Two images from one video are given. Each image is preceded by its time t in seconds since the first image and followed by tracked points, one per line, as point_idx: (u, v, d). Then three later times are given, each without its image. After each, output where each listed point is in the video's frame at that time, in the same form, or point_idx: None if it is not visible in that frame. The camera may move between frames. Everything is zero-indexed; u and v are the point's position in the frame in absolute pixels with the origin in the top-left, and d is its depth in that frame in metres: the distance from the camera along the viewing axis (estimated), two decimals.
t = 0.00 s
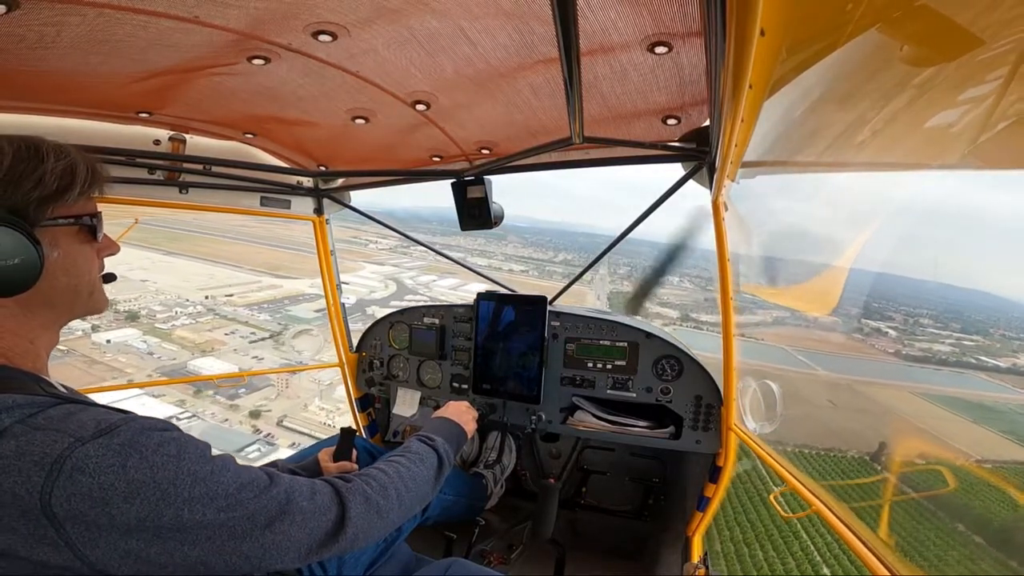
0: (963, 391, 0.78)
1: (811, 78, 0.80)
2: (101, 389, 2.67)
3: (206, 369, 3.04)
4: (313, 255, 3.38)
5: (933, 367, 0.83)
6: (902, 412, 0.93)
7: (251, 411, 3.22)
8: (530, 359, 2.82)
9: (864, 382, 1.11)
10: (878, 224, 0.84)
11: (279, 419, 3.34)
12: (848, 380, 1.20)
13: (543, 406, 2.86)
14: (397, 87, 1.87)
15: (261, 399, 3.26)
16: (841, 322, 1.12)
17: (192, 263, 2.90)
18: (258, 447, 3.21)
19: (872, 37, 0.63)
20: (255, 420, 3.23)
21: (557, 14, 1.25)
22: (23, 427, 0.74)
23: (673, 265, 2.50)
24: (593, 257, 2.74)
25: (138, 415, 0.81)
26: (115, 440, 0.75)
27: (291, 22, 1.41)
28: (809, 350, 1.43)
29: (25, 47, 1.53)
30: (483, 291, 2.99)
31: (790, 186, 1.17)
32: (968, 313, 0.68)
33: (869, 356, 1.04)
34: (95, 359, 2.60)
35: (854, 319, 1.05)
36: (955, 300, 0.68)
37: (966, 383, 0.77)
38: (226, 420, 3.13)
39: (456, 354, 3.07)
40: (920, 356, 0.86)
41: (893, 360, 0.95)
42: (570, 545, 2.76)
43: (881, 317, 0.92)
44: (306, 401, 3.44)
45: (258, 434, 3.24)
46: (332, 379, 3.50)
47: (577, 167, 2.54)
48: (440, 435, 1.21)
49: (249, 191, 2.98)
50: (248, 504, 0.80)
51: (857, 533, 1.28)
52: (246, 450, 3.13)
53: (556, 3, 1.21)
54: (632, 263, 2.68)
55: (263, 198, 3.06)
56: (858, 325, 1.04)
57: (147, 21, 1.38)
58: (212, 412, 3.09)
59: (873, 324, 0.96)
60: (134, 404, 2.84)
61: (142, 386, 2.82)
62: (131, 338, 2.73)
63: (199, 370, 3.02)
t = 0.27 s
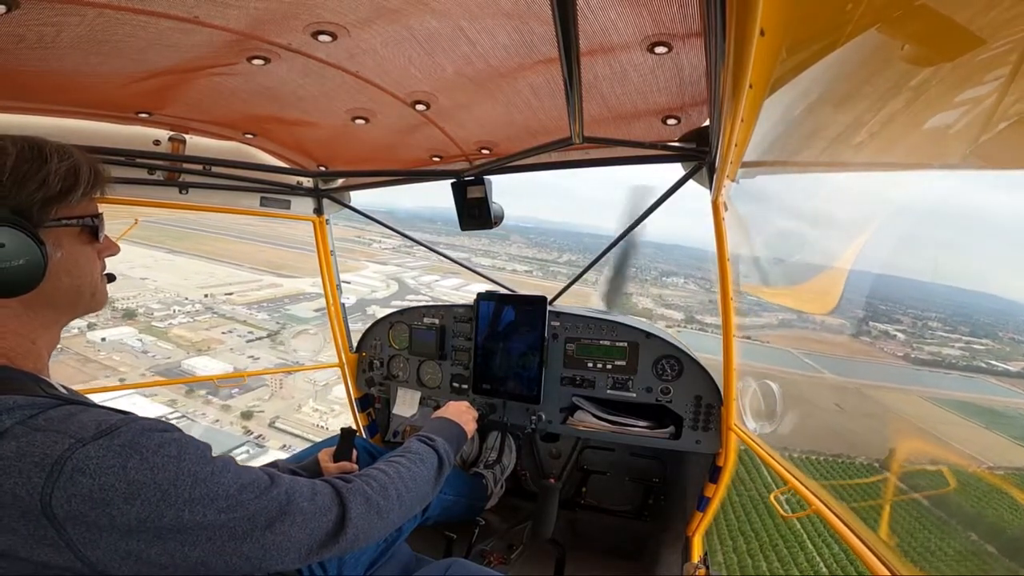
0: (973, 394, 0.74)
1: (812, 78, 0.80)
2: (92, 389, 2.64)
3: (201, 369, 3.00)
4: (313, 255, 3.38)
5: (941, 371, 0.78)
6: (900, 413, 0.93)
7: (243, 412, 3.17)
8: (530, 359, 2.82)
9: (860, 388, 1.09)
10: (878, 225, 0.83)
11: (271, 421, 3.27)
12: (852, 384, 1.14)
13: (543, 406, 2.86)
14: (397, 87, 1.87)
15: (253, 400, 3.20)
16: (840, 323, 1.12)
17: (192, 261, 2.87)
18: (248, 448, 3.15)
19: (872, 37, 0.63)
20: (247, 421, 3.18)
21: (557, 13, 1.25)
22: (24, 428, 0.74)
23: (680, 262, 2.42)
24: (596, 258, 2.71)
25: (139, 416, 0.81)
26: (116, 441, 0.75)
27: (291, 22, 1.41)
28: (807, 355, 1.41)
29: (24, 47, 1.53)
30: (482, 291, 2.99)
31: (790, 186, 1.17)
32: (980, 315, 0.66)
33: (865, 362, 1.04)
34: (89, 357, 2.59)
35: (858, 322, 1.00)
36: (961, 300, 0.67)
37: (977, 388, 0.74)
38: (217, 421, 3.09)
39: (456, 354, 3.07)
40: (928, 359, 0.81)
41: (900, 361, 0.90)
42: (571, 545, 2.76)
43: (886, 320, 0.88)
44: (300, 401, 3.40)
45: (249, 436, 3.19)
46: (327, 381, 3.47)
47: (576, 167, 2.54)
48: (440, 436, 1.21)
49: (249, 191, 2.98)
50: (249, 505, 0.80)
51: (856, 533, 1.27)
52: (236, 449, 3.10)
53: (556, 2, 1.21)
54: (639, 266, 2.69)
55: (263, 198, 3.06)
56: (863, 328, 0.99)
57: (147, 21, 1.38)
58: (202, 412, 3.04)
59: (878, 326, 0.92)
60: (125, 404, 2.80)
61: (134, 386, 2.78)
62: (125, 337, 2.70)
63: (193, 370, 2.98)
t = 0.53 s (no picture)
0: (982, 399, 0.72)
1: (812, 77, 0.80)
2: (85, 390, 2.65)
3: (195, 370, 3.01)
4: (313, 255, 3.38)
5: (952, 375, 0.76)
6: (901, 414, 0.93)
7: (235, 415, 3.17)
8: (530, 359, 2.82)
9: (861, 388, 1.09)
10: (877, 226, 0.83)
11: (263, 424, 3.28)
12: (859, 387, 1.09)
13: (543, 406, 2.86)
14: (397, 87, 1.87)
15: (247, 402, 3.22)
16: (839, 323, 1.12)
17: (192, 262, 2.89)
18: (240, 451, 3.14)
19: (872, 37, 0.63)
20: (239, 424, 3.18)
21: (557, 13, 1.25)
22: (26, 429, 0.74)
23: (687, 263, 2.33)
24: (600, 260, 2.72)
25: (140, 417, 0.81)
26: (117, 442, 0.75)
27: (292, 22, 1.41)
28: (807, 355, 1.41)
29: (25, 47, 1.53)
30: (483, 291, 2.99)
31: (790, 186, 1.16)
32: (991, 318, 0.64)
33: (866, 362, 1.03)
34: (82, 358, 2.57)
35: (867, 322, 0.97)
36: (963, 299, 0.66)
37: (985, 392, 0.72)
38: (209, 423, 3.09)
39: (456, 354, 3.07)
40: (938, 362, 0.79)
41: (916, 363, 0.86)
42: (571, 545, 2.76)
43: (895, 322, 0.86)
44: (293, 404, 3.40)
45: (240, 439, 3.19)
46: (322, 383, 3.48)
47: (576, 167, 2.54)
48: (440, 436, 1.21)
49: (249, 191, 2.98)
50: (250, 506, 0.80)
51: (857, 534, 1.27)
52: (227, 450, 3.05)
53: (556, 2, 1.21)
54: (643, 266, 2.58)
55: (263, 198, 3.06)
56: (874, 330, 0.95)
57: (147, 21, 1.38)
58: (193, 414, 3.03)
59: (888, 328, 0.89)
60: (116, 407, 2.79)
61: (126, 388, 2.78)
62: (121, 338, 2.70)
63: (187, 371, 2.98)
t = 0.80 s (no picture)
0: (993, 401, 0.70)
1: (812, 77, 0.80)
2: (79, 391, 2.63)
3: (189, 372, 2.99)
4: (313, 255, 3.38)
5: (960, 377, 0.78)
6: (903, 414, 0.92)
7: (226, 418, 3.13)
8: (530, 359, 2.82)
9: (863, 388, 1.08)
10: (877, 227, 0.83)
11: (255, 427, 3.22)
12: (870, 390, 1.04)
13: (543, 406, 2.86)
14: (397, 87, 1.87)
15: (240, 405, 3.18)
16: (839, 323, 1.12)
17: (194, 262, 2.89)
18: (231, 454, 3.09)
19: (872, 37, 0.63)
20: (232, 426, 3.14)
21: (557, 13, 1.25)
22: (27, 429, 0.74)
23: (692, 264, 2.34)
24: (603, 262, 2.73)
25: (140, 417, 0.81)
26: (118, 442, 0.75)
27: (291, 22, 1.41)
28: (806, 355, 1.41)
29: (24, 47, 1.53)
30: (483, 292, 2.99)
31: (790, 187, 1.16)
32: (995, 316, 0.66)
33: (868, 363, 1.03)
34: (76, 358, 2.58)
35: (874, 324, 0.93)
36: (965, 299, 0.67)
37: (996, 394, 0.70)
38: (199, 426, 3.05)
39: (456, 354, 3.07)
40: (948, 365, 0.79)
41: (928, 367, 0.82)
42: (572, 545, 2.76)
43: (904, 325, 0.83)
44: (287, 407, 3.36)
45: (232, 442, 3.14)
46: (316, 386, 3.46)
47: (576, 167, 2.54)
48: (440, 437, 1.21)
49: (249, 191, 2.98)
50: (250, 506, 0.80)
51: (857, 534, 1.27)
52: (219, 449, 2.97)
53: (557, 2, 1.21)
54: (646, 266, 2.59)
55: (263, 198, 3.06)
56: (883, 332, 0.91)
57: (147, 21, 1.38)
58: (184, 417, 2.99)
59: (898, 330, 0.86)
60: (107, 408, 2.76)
61: (117, 390, 2.74)
62: (116, 339, 2.69)
63: (181, 372, 2.96)
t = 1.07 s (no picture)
0: (1000, 402, 0.68)
1: (811, 77, 0.80)
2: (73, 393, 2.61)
3: (183, 374, 2.95)
4: (314, 256, 3.39)
5: (973, 380, 0.72)
6: (901, 412, 0.92)
7: (219, 421, 3.07)
8: (530, 359, 2.82)
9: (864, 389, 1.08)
10: (876, 227, 0.84)
11: (248, 431, 3.15)
12: (882, 393, 1.00)
13: (543, 406, 2.86)
14: (397, 87, 1.87)
15: (233, 408, 3.12)
16: (839, 323, 1.12)
17: (195, 264, 2.89)
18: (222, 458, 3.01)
19: (870, 37, 0.63)
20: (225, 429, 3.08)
21: (556, 13, 1.25)
22: (30, 431, 0.74)
23: (694, 267, 2.35)
24: (609, 262, 2.74)
25: (144, 420, 0.81)
26: (122, 445, 0.75)
27: (291, 23, 1.41)
28: (807, 355, 1.41)
29: (24, 47, 1.53)
30: (483, 292, 2.99)
31: (790, 187, 1.17)
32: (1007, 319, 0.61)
33: (870, 363, 1.02)
34: (71, 359, 2.56)
35: (887, 327, 0.90)
36: (970, 300, 0.63)
37: (1010, 398, 0.67)
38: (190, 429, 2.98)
39: (456, 354, 3.07)
40: (959, 368, 0.74)
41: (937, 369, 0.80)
42: (572, 546, 2.76)
43: (912, 326, 0.81)
44: (281, 411, 3.29)
45: (223, 446, 3.06)
46: (311, 391, 3.42)
47: (576, 168, 2.54)
48: (440, 438, 1.21)
49: (249, 191, 2.98)
50: (252, 509, 0.80)
51: (857, 534, 1.27)
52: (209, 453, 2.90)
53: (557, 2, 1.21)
54: (651, 267, 2.55)
55: (263, 198, 3.06)
56: (893, 333, 0.88)
57: (147, 21, 1.38)
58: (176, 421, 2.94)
59: (906, 332, 0.83)
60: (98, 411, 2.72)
61: (108, 391, 2.71)
62: (112, 340, 2.68)
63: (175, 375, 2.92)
